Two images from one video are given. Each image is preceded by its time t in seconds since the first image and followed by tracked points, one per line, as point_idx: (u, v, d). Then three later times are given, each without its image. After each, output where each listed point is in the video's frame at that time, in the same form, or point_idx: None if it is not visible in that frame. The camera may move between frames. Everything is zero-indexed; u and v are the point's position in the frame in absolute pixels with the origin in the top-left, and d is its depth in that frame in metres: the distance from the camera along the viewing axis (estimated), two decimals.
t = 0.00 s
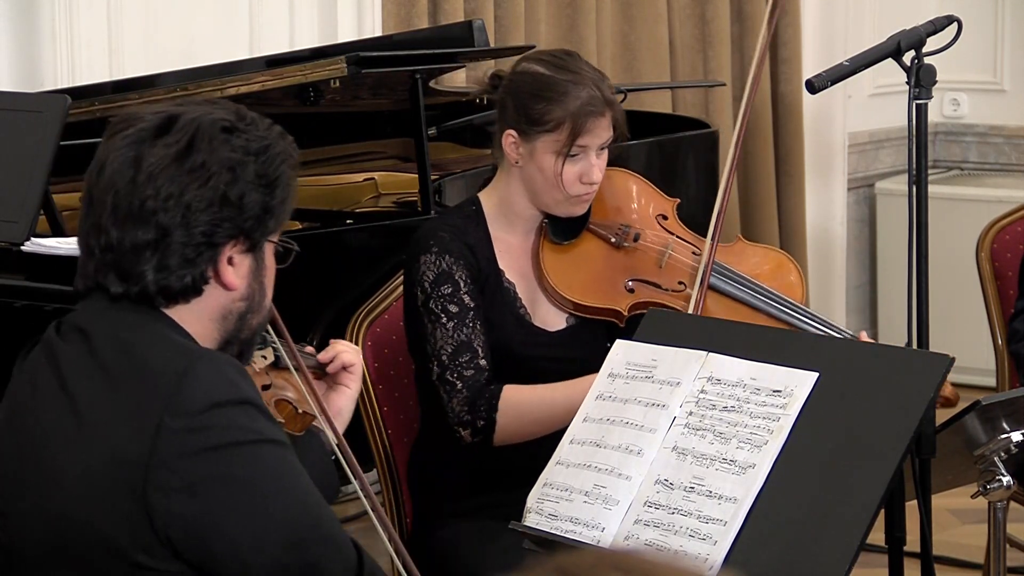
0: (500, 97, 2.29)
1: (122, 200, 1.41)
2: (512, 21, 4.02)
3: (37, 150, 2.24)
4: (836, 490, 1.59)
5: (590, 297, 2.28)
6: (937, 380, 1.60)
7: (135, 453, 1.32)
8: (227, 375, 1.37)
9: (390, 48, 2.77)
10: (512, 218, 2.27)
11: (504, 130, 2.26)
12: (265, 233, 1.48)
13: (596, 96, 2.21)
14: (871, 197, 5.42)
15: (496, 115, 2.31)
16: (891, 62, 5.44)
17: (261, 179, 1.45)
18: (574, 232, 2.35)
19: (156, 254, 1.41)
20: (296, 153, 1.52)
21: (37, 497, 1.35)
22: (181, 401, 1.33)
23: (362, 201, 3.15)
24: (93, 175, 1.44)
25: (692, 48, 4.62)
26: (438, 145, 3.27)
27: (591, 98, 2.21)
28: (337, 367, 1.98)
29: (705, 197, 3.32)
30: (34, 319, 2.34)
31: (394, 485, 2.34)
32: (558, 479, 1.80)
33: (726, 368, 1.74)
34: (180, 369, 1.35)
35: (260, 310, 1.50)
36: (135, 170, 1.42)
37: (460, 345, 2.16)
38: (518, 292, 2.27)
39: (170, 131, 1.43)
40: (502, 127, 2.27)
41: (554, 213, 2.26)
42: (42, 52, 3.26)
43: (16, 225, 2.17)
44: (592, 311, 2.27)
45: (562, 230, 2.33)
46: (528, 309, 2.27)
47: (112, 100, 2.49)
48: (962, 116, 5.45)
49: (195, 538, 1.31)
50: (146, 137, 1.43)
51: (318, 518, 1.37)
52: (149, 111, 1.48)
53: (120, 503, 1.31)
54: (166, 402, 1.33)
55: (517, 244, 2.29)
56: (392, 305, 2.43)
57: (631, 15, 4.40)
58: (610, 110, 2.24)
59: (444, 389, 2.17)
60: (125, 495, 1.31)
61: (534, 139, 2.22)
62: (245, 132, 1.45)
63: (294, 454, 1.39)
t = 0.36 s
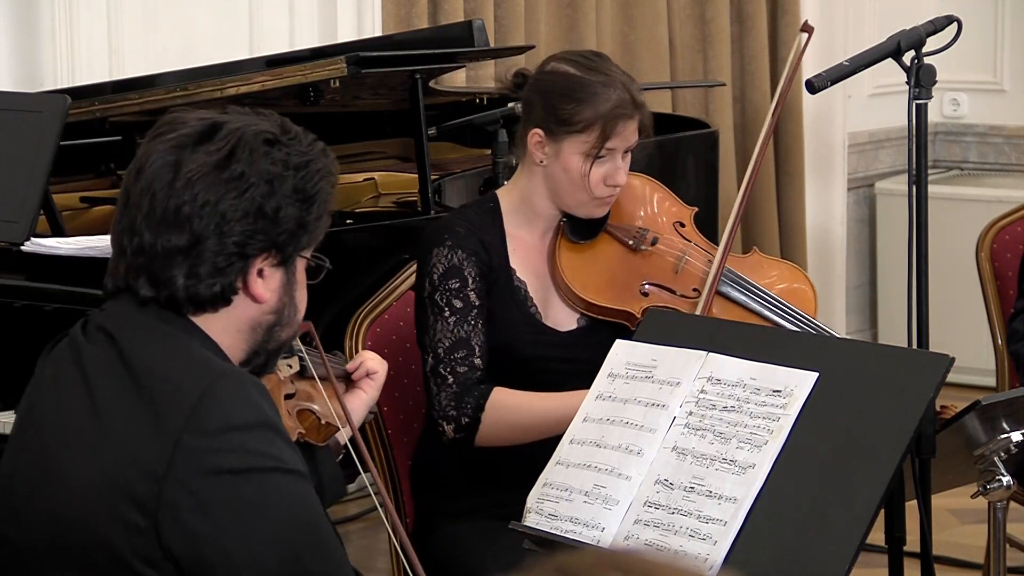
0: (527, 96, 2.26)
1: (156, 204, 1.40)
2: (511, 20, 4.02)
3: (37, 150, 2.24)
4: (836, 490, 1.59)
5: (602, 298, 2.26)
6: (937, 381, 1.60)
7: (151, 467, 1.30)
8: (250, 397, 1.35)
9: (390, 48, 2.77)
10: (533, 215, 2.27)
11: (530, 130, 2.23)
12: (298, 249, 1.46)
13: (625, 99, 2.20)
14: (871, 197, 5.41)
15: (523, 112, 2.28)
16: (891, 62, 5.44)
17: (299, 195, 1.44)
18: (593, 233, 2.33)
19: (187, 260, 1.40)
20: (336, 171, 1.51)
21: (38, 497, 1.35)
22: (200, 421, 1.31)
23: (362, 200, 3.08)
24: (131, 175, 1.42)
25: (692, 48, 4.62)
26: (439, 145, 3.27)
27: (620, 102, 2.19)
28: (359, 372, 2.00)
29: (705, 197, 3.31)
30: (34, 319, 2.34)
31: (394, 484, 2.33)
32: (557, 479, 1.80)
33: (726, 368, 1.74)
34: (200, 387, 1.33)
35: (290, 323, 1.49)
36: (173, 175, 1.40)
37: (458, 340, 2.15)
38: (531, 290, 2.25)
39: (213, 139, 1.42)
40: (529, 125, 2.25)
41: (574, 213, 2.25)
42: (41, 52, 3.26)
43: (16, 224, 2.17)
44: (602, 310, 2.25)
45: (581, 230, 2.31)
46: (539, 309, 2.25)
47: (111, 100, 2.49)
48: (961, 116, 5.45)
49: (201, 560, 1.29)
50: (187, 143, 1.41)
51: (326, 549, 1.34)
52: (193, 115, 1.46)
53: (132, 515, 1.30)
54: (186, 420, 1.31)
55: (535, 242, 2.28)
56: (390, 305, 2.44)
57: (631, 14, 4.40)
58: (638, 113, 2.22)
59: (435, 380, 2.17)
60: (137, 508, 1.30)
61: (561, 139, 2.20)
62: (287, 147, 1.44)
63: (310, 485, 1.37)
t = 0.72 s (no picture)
0: (531, 84, 2.30)
1: (160, 197, 1.40)
2: (511, 20, 4.02)
3: (37, 150, 2.24)
4: (836, 491, 1.58)
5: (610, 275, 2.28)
6: (936, 381, 1.60)
7: (163, 449, 1.30)
8: (260, 377, 1.36)
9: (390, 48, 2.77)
10: (543, 203, 2.28)
11: (538, 113, 2.27)
12: (299, 240, 1.46)
13: (630, 73, 2.24)
14: (871, 197, 5.42)
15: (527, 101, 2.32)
16: (890, 62, 5.44)
17: (299, 186, 1.44)
18: (599, 216, 2.37)
19: (190, 253, 1.39)
20: (333, 163, 1.51)
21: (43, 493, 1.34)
22: (210, 401, 1.31)
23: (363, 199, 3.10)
24: (133, 172, 1.42)
25: (692, 48, 4.62)
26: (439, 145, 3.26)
27: (625, 75, 2.23)
28: (352, 386, 1.96)
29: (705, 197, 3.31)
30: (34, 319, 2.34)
31: (394, 484, 2.33)
32: (558, 479, 1.80)
33: (727, 368, 1.74)
34: (211, 369, 1.33)
35: (293, 317, 1.48)
36: (174, 170, 1.40)
37: (454, 320, 2.15)
38: (541, 282, 2.25)
39: (212, 133, 1.42)
40: (536, 109, 2.28)
41: (585, 195, 2.27)
42: (41, 52, 3.26)
43: (16, 224, 2.17)
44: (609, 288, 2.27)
45: (588, 214, 2.35)
46: (548, 298, 2.25)
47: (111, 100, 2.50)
48: (961, 116, 5.45)
49: (215, 539, 1.30)
50: (187, 138, 1.42)
51: (336, 527, 1.35)
52: (190, 112, 1.47)
53: (144, 498, 1.29)
54: (197, 401, 1.31)
55: (543, 231, 2.29)
56: (390, 305, 2.43)
57: (631, 14, 4.40)
58: (642, 86, 2.26)
59: (427, 356, 2.17)
60: (148, 492, 1.29)
61: (569, 117, 2.24)
62: (285, 139, 1.45)
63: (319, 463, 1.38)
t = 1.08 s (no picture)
0: (515, 78, 2.35)
1: (177, 194, 1.40)
2: (511, 20, 4.02)
3: (37, 150, 2.24)
4: (836, 492, 1.58)
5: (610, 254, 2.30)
6: (937, 380, 1.60)
7: (188, 433, 1.30)
8: (280, 364, 1.36)
9: (390, 48, 2.77)
10: (537, 193, 2.31)
11: (524, 101, 2.31)
12: (315, 235, 1.46)
13: (610, 50, 2.28)
14: (871, 197, 5.42)
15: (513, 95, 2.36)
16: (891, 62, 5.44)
17: (313, 182, 1.44)
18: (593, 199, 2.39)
19: (206, 252, 1.39)
20: (348, 157, 1.51)
21: (65, 486, 1.35)
22: (233, 386, 1.31)
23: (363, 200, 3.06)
24: (148, 172, 1.42)
25: (692, 48, 4.62)
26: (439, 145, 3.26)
27: (606, 52, 2.27)
28: (366, 377, 1.93)
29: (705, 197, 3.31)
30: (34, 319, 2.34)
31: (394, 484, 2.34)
32: (558, 479, 1.80)
33: (727, 368, 1.74)
34: (234, 358, 1.33)
35: (307, 311, 1.48)
36: (189, 169, 1.40)
37: (436, 306, 2.18)
38: (540, 274, 2.27)
39: (225, 131, 1.42)
40: (522, 98, 2.32)
41: (578, 179, 2.30)
42: (41, 52, 3.26)
43: (16, 224, 2.17)
44: (610, 268, 2.29)
45: (584, 198, 2.38)
46: (549, 290, 2.27)
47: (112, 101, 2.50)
48: (962, 116, 5.45)
49: (240, 522, 1.29)
50: (201, 136, 1.42)
51: (362, 511, 1.34)
52: (205, 110, 1.47)
53: (169, 481, 1.29)
54: (222, 386, 1.31)
55: (540, 222, 2.31)
56: (390, 305, 2.44)
57: (631, 15, 4.40)
58: (625, 64, 2.30)
59: (408, 336, 2.21)
60: (174, 477, 1.29)
61: (555, 101, 2.28)
62: (298, 135, 1.44)
63: (342, 450, 1.38)
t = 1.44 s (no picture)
0: (485, 82, 2.36)
1: (196, 195, 1.39)
2: (511, 20, 4.02)
3: (38, 149, 2.24)
4: (836, 491, 1.58)
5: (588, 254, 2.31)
6: (938, 379, 1.60)
7: (205, 430, 1.29)
8: (296, 362, 1.36)
9: (390, 48, 2.77)
10: (514, 194, 2.32)
11: (495, 104, 2.33)
12: (334, 238, 1.46)
13: (576, 48, 2.29)
14: (871, 197, 5.42)
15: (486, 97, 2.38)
16: (891, 62, 5.44)
17: (333, 184, 1.43)
18: (569, 197, 2.40)
19: (225, 253, 1.39)
20: (369, 160, 1.51)
21: (78, 479, 1.34)
22: (252, 382, 1.31)
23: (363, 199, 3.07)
24: (168, 172, 1.42)
25: (692, 48, 4.62)
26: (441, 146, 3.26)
27: (573, 50, 2.28)
28: (387, 372, 1.91)
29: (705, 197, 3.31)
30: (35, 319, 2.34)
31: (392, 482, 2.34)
32: (557, 479, 1.80)
33: (726, 368, 1.74)
34: (252, 354, 1.34)
35: (325, 312, 1.49)
36: (209, 169, 1.40)
37: (408, 332, 2.22)
38: (519, 273, 2.28)
39: (246, 132, 1.42)
40: (493, 101, 2.34)
41: (555, 178, 2.31)
42: (41, 52, 3.26)
43: (16, 224, 2.17)
44: (587, 269, 2.30)
45: (561, 196, 2.39)
46: (529, 289, 2.28)
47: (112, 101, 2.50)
48: (962, 116, 5.45)
49: (256, 517, 1.28)
50: (221, 137, 1.41)
51: (379, 503, 1.33)
52: (225, 111, 1.47)
53: (185, 477, 1.29)
54: (239, 381, 1.31)
55: (519, 223, 2.33)
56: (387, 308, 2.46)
57: (631, 15, 4.40)
58: (593, 61, 2.31)
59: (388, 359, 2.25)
60: (189, 473, 1.29)
61: (525, 101, 2.29)
62: (320, 137, 1.44)
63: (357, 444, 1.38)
